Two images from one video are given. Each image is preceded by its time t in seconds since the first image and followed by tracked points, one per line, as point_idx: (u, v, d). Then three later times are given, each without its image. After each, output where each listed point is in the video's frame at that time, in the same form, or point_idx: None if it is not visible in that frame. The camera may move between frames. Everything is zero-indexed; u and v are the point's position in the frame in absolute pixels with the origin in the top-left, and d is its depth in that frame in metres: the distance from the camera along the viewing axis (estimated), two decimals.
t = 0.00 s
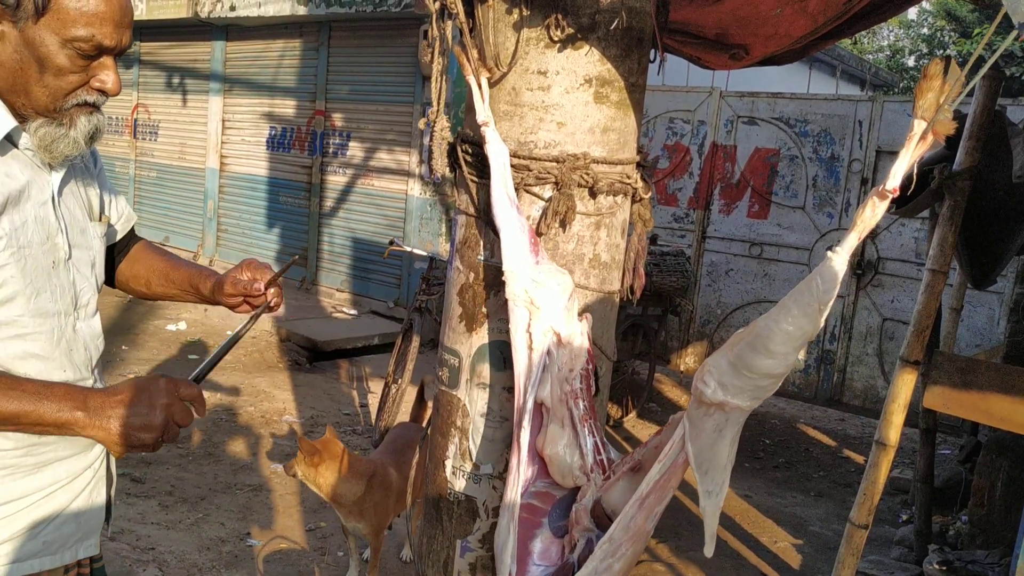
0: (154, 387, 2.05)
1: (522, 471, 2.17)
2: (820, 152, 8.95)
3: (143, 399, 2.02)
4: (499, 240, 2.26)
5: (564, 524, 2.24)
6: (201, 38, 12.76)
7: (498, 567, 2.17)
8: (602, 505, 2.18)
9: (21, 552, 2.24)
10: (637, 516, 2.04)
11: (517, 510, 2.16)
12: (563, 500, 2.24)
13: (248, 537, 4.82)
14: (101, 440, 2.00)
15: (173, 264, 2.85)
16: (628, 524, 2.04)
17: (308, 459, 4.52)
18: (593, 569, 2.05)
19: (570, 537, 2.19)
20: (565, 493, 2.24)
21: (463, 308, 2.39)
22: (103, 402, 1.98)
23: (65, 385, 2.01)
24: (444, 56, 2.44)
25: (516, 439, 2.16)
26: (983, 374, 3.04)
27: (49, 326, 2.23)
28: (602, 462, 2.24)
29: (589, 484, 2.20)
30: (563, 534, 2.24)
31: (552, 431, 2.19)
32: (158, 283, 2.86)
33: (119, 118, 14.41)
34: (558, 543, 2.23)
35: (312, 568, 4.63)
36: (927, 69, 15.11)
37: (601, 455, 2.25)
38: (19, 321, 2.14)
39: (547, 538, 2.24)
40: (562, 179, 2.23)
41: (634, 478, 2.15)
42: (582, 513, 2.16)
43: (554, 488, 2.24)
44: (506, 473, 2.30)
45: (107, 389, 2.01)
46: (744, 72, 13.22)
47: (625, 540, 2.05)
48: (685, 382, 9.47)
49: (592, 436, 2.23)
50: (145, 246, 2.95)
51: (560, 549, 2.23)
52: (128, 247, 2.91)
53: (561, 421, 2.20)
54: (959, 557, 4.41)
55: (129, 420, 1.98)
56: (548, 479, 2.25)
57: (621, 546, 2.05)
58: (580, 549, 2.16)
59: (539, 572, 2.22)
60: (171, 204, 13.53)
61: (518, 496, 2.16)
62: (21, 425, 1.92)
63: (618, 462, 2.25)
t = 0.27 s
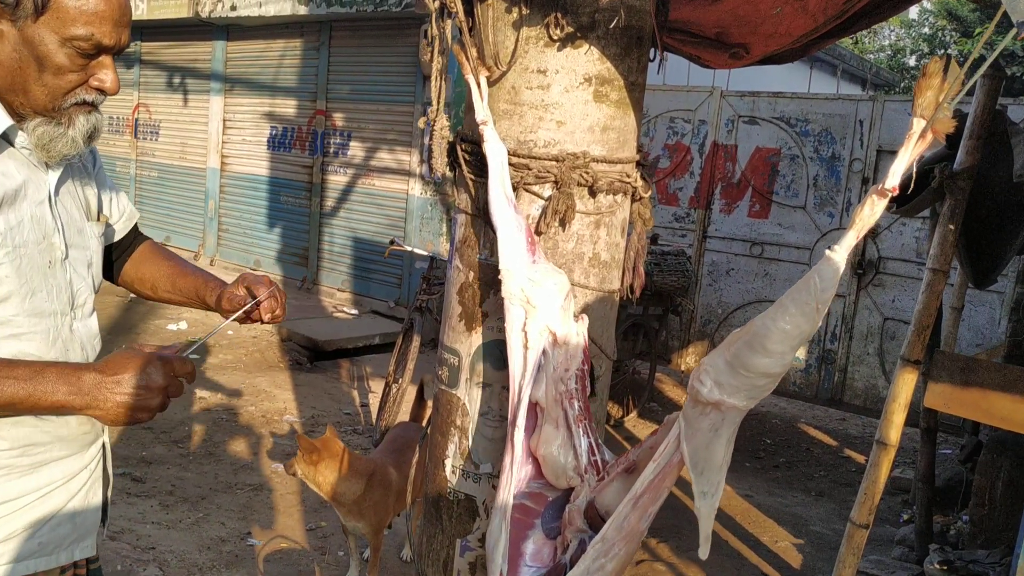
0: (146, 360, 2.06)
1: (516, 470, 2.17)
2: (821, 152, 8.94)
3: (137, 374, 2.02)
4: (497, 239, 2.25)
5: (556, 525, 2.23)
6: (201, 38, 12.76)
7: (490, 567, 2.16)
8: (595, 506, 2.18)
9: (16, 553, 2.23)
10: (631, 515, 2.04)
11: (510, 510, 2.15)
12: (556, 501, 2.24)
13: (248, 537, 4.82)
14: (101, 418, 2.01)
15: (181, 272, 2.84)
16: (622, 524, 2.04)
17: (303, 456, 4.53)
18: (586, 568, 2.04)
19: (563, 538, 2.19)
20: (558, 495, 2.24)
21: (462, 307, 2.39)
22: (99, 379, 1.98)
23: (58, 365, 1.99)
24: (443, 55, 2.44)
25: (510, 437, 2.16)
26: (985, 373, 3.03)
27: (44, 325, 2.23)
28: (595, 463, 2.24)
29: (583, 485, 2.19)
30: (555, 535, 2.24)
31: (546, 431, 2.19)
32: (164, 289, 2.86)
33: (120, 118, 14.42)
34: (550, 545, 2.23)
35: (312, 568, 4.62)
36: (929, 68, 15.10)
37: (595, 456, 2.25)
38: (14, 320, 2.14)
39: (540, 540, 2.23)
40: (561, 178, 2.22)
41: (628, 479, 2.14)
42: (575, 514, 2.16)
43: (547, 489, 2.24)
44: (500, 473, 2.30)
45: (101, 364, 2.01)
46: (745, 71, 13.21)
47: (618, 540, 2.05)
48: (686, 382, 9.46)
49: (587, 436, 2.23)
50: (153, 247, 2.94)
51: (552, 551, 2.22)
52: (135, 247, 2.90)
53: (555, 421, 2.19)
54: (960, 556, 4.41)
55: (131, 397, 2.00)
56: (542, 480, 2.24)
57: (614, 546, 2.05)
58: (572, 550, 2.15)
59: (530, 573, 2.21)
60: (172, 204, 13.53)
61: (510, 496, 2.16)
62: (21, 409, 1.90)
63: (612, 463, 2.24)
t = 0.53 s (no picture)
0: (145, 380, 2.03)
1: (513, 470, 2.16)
2: (822, 151, 8.94)
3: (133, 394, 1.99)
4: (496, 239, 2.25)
5: (554, 526, 2.23)
6: (202, 38, 12.76)
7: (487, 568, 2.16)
8: (593, 506, 2.17)
9: (14, 554, 2.23)
10: (628, 516, 2.04)
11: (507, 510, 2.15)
12: (553, 501, 2.23)
13: (248, 537, 4.82)
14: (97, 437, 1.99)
15: (168, 268, 2.85)
16: (619, 525, 2.03)
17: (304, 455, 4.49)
18: (583, 569, 2.03)
19: (560, 538, 2.18)
20: (556, 495, 2.23)
21: (462, 306, 2.38)
22: (96, 399, 1.97)
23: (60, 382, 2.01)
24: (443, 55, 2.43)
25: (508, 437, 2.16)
26: (986, 373, 3.03)
27: (45, 324, 2.22)
28: (593, 464, 2.24)
29: (580, 485, 2.19)
30: (552, 536, 2.23)
31: (544, 431, 2.18)
32: (153, 287, 2.86)
33: (121, 117, 14.42)
34: (547, 545, 2.22)
35: (312, 568, 4.62)
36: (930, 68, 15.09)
37: (593, 457, 2.24)
38: (14, 319, 2.14)
39: (537, 540, 2.23)
40: (561, 177, 2.22)
41: (626, 480, 2.13)
42: (573, 514, 2.15)
43: (545, 489, 2.23)
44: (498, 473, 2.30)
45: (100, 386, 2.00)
46: (746, 71, 13.21)
47: (615, 541, 2.04)
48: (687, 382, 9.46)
49: (584, 436, 2.22)
50: (144, 246, 2.94)
51: (549, 551, 2.22)
52: (127, 247, 2.90)
53: (553, 421, 2.19)
54: (961, 556, 4.40)
55: (125, 416, 1.97)
56: (539, 480, 2.24)
57: (612, 546, 2.04)
58: (569, 551, 2.13)
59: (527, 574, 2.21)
60: (173, 204, 13.53)
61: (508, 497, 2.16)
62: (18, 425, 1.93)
63: (610, 463, 2.24)
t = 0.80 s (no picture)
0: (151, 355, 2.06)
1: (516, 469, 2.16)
2: (823, 151, 8.93)
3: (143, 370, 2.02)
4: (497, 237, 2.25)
5: (558, 524, 2.23)
6: (203, 38, 12.76)
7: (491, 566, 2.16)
8: (597, 504, 2.17)
9: (17, 552, 2.23)
10: (632, 515, 2.03)
11: (511, 509, 2.15)
12: (557, 500, 2.23)
13: (249, 536, 4.82)
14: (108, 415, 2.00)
15: (177, 271, 2.84)
16: (623, 524, 2.03)
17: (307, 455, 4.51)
18: (587, 568, 2.03)
19: (564, 537, 2.18)
20: (560, 493, 2.23)
21: (462, 306, 2.38)
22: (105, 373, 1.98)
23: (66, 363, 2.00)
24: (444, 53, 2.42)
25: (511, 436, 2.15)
26: (987, 372, 3.02)
27: (50, 320, 2.22)
28: (597, 462, 2.23)
29: (584, 484, 2.19)
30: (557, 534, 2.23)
31: (547, 430, 2.18)
32: (160, 289, 2.85)
33: (122, 117, 14.43)
34: (551, 544, 2.22)
35: (313, 568, 4.61)
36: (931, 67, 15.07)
37: (596, 455, 2.24)
38: (19, 317, 2.14)
39: (541, 539, 2.22)
40: (562, 177, 2.22)
41: (629, 478, 2.13)
42: (577, 513, 2.15)
43: (549, 488, 2.23)
44: (501, 473, 2.29)
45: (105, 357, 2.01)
46: (747, 71, 13.20)
47: (619, 539, 2.04)
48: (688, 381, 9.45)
49: (587, 435, 2.22)
50: (151, 247, 2.94)
51: (554, 550, 2.21)
52: (134, 247, 2.90)
53: (556, 420, 2.19)
54: (962, 556, 4.39)
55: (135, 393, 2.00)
56: (543, 479, 2.24)
57: (616, 545, 2.04)
58: (574, 549, 2.14)
59: (531, 572, 2.21)
60: (174, 204, 13.54)
61: (511, 496, 2.15)
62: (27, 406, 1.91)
63: (614, 461, 2.24)
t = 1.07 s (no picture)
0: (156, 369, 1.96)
1: (524, 465, 2.16)
2: (827, 148, 8.91)
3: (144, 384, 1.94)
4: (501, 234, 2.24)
5: (567, 519, 2.23)
6: (206, 36, 12.77)
7: (501, 562, 2.16)
8: (605, 499, 2.17)
9: (24, 544, 2.23)
10: (640, 511, 2.04)
11: (520, 505, 2.15)
12: (566, 495, 2.24)
13: (252, 533, 4.83)
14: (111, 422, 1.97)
15: (179, 264, 2.84)
16: (630, 520, 2.03)
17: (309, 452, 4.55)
18: (595, 564, 2.04)
19: (574, 532, 2.19)
20: (568, 488, 2.24)
21: (465, 303, 2.37)
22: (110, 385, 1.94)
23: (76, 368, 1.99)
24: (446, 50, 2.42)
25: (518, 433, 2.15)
26: (991, 370, 3.01)
27: (61, 314, 2.23)
28: (604, 457, 2.24)
29: (593, 479, 2.19)
30: (566, 529, 2.23)
31: (555, 426, 2.18)
32: (164, 282, 2.86)
33: (126, 116, 14.45)
34: (561, 538, 2.22)
35: (316, 565, 4.62)
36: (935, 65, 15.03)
37: (604, 450, 2.25)
38: (30, 311, 2.14)
39: (551, 534, 2.23)
40: (564, 173, 2.22)
41: (637, 474, 2.14)
42: (585, 508, 2.15)
43: (557, 483, 2.24)
44: (508, 469, 2.30)
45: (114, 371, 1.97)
46: (751, 68, 13.18)
47: (627, 536, 2.04)
48: (691, 379, 9.45)
49: (595, 430, 2.22)
50: (155, 242, 2.94)
51: (564, 545, 2.22)
52: (138, 242, 2.90)
53: (564, 416, 2.19)
54: (966, 554, 4.38)
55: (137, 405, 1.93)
56: (551, 474, 2.24)
57: (624, 541, 2.04)
58: (583, 544, 2.15)
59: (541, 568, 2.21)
60: (177, 202, 13.55)
61: (520, 492, 2.16)
62: (34, 411, 1.92)
63: (621, 457, 2.24)
